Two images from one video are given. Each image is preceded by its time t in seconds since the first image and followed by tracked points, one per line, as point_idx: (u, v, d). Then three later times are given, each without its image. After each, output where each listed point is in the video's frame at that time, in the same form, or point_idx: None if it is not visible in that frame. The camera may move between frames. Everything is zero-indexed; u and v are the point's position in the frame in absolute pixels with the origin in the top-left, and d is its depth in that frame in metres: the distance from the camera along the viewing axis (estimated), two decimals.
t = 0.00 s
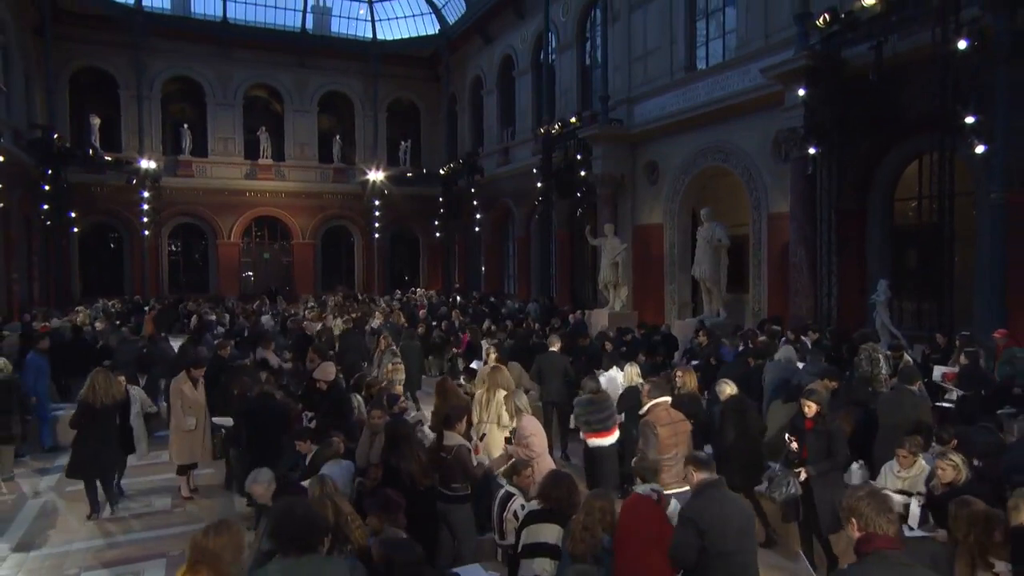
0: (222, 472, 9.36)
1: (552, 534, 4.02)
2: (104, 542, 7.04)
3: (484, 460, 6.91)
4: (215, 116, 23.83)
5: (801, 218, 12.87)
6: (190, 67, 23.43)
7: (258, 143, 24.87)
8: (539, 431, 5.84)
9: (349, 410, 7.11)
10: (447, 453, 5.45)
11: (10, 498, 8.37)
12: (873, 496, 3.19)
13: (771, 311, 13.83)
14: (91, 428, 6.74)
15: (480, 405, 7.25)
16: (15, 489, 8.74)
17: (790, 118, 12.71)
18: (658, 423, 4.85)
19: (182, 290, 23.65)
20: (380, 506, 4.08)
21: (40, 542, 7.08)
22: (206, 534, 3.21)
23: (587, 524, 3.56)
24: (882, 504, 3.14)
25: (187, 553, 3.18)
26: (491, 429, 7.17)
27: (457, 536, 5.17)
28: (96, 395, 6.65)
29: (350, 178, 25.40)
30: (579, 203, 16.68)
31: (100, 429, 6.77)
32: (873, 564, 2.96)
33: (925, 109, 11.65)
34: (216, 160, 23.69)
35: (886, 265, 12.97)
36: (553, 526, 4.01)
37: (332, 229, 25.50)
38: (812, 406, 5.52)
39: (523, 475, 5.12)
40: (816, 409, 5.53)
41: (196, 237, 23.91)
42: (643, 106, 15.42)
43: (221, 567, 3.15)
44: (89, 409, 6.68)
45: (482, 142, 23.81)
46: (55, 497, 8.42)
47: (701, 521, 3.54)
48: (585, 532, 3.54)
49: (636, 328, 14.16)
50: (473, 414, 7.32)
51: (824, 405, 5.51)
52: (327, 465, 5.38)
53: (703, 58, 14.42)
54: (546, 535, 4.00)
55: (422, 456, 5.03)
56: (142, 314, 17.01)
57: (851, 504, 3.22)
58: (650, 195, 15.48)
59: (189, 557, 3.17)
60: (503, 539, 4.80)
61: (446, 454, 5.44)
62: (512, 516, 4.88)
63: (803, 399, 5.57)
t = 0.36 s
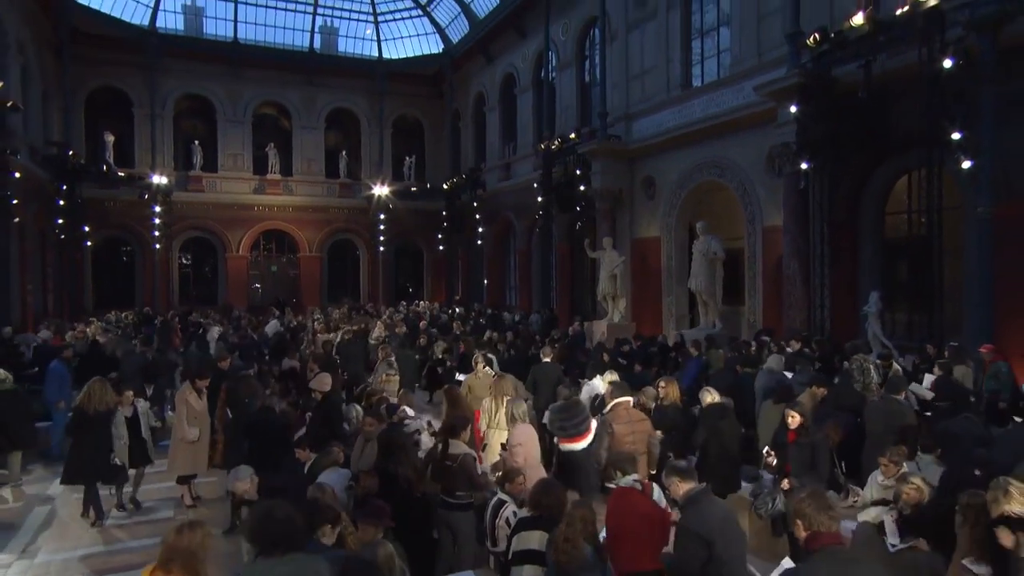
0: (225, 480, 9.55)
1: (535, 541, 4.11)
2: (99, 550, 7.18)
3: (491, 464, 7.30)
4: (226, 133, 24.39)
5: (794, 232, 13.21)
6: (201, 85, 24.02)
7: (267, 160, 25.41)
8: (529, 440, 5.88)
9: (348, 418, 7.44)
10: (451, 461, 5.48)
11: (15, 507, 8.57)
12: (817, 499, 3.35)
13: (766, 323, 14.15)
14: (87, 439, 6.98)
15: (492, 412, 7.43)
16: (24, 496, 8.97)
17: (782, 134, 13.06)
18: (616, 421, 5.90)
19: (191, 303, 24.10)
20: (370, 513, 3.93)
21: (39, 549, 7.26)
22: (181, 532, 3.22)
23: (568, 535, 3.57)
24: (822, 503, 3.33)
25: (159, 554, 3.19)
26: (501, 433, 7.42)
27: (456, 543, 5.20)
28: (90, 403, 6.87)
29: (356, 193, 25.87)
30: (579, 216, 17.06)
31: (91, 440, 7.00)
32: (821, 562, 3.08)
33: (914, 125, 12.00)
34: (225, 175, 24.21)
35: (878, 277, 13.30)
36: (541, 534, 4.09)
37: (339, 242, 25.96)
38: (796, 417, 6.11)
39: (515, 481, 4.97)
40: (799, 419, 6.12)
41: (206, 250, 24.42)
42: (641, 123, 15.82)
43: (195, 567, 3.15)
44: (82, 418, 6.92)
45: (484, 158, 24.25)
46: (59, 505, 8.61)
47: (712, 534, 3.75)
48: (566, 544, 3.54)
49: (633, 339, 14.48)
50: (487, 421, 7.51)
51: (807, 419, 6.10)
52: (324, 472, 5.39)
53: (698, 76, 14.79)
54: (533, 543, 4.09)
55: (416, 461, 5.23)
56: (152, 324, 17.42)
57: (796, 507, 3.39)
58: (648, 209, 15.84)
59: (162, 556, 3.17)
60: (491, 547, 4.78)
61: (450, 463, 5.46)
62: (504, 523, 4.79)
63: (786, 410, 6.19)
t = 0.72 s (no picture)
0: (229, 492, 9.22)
1: (528, 552, 4.17)
2: (91, 562, 6.85)
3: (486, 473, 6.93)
4: (237, 152, 24.96)
5: (789, 248, 13.52)
6: (214, 105, 24.64)
7: (276, 177, 25.96)
8: (520, 452, 5.73)
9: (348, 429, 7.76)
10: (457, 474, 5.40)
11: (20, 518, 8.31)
12: (761, 504, 3.60)
13: (763, 337, 14.44)
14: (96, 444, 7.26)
15: (491, 421, 7.02)
16: (27, 507, 8.79)
17: (777, 153, 13.40)
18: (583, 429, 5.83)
19: (202, 318, 24.52)
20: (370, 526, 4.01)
21: (44, 560, 6.96)
22: (173, 532, 3.37)
23: (554, 549, 3.66)
24: (768, 507, 3.58)
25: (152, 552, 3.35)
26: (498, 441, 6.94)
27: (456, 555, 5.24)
28: (93, 410, 7.11)
29: (363, 210, 26.35)
30: (580, 233, 17.43)
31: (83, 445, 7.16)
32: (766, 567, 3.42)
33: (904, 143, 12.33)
34: (236, 193, 24.75)
35: (871, 292, 13.59)
36: (531, 544, 4.17)
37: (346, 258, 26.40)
38: (783, 432, 6.25)
39: (509, 494, 4.89)
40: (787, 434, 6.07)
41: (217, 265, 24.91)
42: (640, 142, 16.21)
43: (185, 566, 3.34)
44: (82, 424, 7.12)
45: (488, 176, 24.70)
46: (63, 516, 8.35)
47: (691, 545, 4.03)
48: (551, 560, 3.65)
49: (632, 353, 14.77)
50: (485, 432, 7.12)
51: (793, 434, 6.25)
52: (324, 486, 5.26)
53: (695, 96, 15.17)
54: (524, 553, 4.15)
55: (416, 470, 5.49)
56: (163, 338, 17.84)
57: (743, 511, 3.66)
58: (647, 226, 16.19)
59: (153, 554, 3.35)
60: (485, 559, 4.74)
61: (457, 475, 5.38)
62: (498, 534, 4.75)
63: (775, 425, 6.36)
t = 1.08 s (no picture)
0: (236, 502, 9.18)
1: (519, 565, 4.25)
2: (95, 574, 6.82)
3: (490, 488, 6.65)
4: (248, 170, 25.53)
5: (785, 263, 13.83)
6: (227, 126, 25.28)
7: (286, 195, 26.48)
8: (524, 465, 5.81)
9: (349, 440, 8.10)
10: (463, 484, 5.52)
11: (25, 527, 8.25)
12: (729, 519, 3.74)
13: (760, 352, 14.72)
14: (95, 457, 7.30)
15: (493, 434, 6.73)
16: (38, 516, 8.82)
17: (772, 171, 13.74)
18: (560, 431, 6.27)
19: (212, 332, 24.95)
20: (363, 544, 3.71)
21: (51, 571, 6.91)
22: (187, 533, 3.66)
23: (543, 562, 3.64)
24: (732, 520, 3.73)
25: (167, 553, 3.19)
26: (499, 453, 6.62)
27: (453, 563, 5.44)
28: (86, 425, 7.15)
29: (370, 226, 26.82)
30: (581, 249, 17.79)
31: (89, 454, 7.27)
32: None
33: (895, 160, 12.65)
34: (247, 210, 25.29)
35: (866, 307, 13.87)
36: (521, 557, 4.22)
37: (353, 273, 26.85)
38: (769, 449, 6.22)
39: (504, 506, 5.03)
40: (774, 452, 6.27)
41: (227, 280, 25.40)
42: (640, 160, 16.60)
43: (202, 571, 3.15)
44: (76, 440, 7.19)
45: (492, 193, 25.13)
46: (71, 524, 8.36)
47: (670, 560, 4.07)
48: (540, 573, 3.62)
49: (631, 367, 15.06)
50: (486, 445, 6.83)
51: (781, 451, 6.22)
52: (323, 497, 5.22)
53: (693, 115, 15.55)
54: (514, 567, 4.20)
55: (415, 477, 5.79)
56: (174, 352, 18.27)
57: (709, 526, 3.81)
58: (647, 241, 16.54)
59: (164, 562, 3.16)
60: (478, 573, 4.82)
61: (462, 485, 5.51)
62: (493, 546, 4.84)
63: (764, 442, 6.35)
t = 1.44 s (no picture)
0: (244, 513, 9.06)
1: None
2: None
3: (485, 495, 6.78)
4: (260, 189, 26.10)
5: (781, 279, 14.14)
6: (239, 145, 25.89)
7: (295, 213, 27.02)
8: (531, 475, 5.60)
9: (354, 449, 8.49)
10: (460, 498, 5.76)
11: (35, 538, 8.18)
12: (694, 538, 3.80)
13: (758, 368, 14.98)
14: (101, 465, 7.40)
15: (489, 446, 7.05)
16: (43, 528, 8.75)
17: (768, 189, 14.08)
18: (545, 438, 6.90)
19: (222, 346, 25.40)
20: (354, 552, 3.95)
21: None
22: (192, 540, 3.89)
23: None
24: (701, 539, 3.78)
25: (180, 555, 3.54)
26: (497, 462, 6.86)
27: None
28: (87, 436, 7.16)
29: (378, 242, 27.30)
30: (582, 266, 18.16)
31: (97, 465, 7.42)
32: None
33: (886, 179, 12.97)
34: (258, 227, 25.82)
35: (860, 323, 14.16)
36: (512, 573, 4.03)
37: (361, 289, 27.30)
38: (752, 467, 6.06)
39: (498, 522, 4.90)
40: (756, 471, 6.08)
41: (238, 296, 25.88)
42: (640, 178, 17.00)
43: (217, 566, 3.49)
44: (76, 452, 7.20)
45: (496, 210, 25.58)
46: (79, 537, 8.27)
47: (652, 568, 4.05)
48: None
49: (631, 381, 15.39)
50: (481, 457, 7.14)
51: (762, 467, 6.08)
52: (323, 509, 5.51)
53: (691, 134, 15.94)
54: None
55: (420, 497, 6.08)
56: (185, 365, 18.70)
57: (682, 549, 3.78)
58: (646, 258, 16.89)
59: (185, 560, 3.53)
60: None
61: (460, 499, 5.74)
62: (485, 560, 4.59)
63: (746, 458, 6.21)
